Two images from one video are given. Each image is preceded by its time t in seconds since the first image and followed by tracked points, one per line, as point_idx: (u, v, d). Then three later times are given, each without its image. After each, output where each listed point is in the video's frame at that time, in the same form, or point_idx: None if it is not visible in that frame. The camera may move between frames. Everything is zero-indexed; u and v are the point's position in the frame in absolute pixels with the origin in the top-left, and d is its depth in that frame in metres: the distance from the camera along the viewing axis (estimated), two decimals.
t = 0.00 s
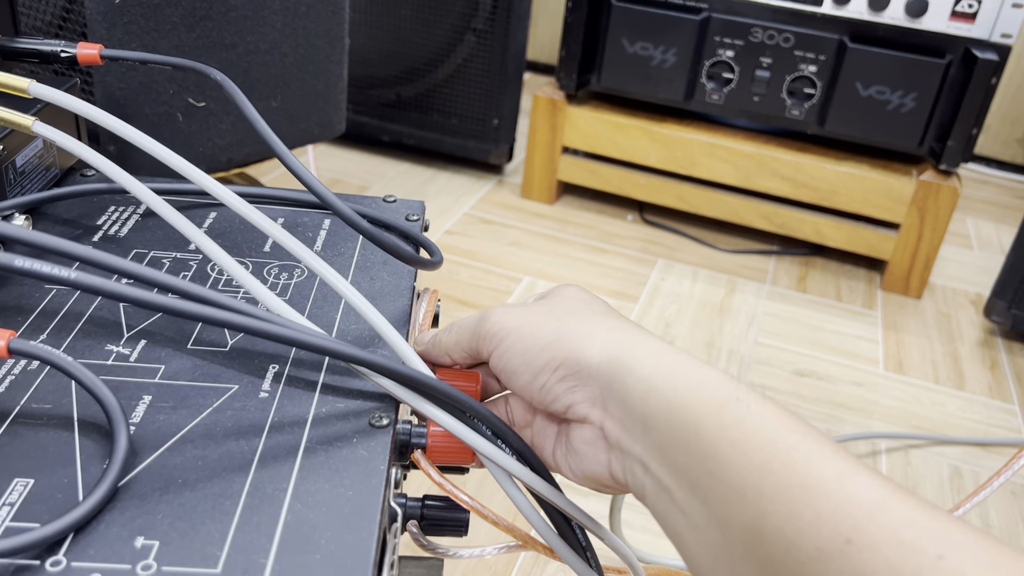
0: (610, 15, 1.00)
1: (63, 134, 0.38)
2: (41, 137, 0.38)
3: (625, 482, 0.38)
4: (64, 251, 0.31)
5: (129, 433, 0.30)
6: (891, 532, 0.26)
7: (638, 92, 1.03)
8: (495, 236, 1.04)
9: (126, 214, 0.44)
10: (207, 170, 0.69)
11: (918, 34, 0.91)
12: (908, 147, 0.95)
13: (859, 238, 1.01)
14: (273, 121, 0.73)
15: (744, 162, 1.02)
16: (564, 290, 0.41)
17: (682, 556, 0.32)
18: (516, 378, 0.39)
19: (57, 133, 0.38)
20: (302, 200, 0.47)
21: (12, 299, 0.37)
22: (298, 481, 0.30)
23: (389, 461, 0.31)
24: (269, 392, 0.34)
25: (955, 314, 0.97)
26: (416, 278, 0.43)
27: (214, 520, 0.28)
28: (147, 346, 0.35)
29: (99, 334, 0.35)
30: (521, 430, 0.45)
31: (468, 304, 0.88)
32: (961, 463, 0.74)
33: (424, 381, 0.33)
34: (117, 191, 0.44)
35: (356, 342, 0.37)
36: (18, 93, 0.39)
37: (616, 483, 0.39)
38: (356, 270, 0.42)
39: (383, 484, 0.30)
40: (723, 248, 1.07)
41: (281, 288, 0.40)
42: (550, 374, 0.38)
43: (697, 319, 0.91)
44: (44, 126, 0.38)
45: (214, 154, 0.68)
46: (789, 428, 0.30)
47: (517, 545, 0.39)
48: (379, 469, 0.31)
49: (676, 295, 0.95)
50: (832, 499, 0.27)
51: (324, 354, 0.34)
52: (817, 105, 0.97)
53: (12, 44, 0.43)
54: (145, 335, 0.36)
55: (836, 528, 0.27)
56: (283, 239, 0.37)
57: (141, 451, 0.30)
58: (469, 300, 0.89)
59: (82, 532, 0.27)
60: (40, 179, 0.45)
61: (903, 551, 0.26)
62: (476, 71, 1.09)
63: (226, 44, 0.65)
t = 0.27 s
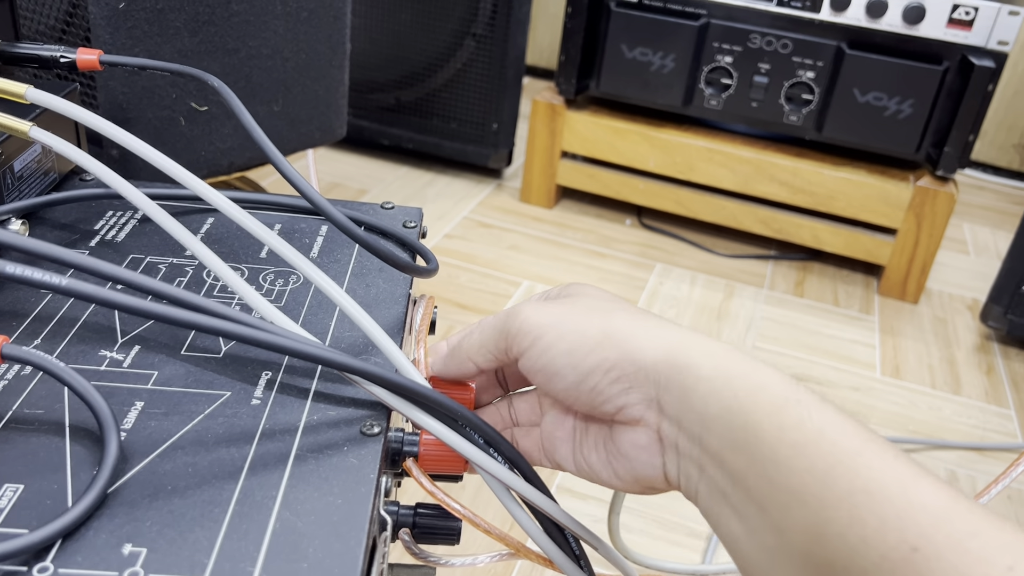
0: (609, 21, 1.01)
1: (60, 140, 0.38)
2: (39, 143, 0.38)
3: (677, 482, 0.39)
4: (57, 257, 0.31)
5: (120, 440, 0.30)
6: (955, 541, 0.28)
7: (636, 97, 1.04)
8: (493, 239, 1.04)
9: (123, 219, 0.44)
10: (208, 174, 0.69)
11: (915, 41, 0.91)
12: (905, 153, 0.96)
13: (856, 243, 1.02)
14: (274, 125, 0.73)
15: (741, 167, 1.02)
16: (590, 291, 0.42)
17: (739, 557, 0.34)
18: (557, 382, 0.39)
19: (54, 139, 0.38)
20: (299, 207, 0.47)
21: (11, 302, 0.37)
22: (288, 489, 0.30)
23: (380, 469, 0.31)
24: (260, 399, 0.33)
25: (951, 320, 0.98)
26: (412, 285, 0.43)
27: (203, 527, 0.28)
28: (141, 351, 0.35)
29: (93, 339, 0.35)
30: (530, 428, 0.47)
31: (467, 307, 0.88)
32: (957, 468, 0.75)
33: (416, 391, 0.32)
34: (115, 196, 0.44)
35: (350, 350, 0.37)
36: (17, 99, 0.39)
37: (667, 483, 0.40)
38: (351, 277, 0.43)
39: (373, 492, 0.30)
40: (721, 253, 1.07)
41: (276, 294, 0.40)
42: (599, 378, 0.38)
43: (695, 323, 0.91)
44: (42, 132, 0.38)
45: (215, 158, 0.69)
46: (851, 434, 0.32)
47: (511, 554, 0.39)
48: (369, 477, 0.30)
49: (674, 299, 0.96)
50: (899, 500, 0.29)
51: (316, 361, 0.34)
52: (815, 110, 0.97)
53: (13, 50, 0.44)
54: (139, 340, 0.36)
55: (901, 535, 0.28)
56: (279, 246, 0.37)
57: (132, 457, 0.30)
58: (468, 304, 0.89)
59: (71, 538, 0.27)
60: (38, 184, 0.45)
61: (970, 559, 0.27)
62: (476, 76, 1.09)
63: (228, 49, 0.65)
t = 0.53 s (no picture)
0: (607, 26, 1.01)
1: (62, 144, 0.38)
2: (40, 147, 0.39)
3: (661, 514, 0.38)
4: (59, 261, 0.31)
5: (121, 442, 0.30)
6: (935, 568, 0.27)
7: (634, 102, 1.04)
8: (491, 243, 1.04)
9: (123, 222, 0.45)
10: (207, 177, 0.69)
11: (911, 47, 0.92)
12: (901, 159, 0.96)
13: (852, 248, 1.02)
14: (273, 129, 0.74)
15: (738, 172, 1.02)
16: (566, 316, 0.41)
17: None
18: (532, 426, 0.39)
19: (55, 143, 0.38)
20: (298, 211, 0.47)
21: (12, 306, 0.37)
22: (289, 492, 0.30)
23: (379, 473, 0.31)
24: (261, 402, 0.34)
25: (947, 325, 0.98)
26: (411, 290, 0.43)
27: (204, 530, 0.28)
28: (141, 355, 0.35)
29: (94, 343, 0.35)
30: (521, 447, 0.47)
31: (464, 311, 0.89)
32: (953, 472, 0.75)
33: (417, 394, 0.33)
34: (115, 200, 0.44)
35: (350, 353, 0.37)
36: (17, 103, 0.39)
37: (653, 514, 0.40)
38: (351, 281, 0.43)
39: (373, 495, 0.30)
40: (718, 258, 1.08)
41: (276, 297, 0.41)
42: (569, 420, 0.37)
43: (692, 328, 0.92)
44: (43, 136, 0.38)
45: (215, 162, 0.69)
46: (825, 460, 0.31)
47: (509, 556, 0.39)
48: (369, 481, 0.31)
49: (671, 303, 0.96)
50: (870, 531, 0.28)
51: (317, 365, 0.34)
52: (812, 116, 0.98)
53: (13, 54, 0.44)
54: (140, 344, 0.36)
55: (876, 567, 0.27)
56: (279, 249, 0.37)
57: (133, 460, 0.30)
58: (465, 307, 0.89)
59: (73, 540, 0.27)
60: (38, 188, 0.45)
61: None
62: (474, 80, 1.09)
63: (227, 53, 0.65)
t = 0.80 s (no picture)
0: (604, 30, 1.01)
1: (55, 146, 0.38)
2: (33, 149, 0.38)
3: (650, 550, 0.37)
4: (52, 264, 0.31)
5: (113, 445, 0.30)
6: None
7: (631, 106, 1.04)
8: (487, 246, 1.04)
9: (117, 225, 0.44)
10: (202, 180, 0.69)
11: (907, 52, 0.92)
12: (897, 163, 0.97)
13: (848, 252, 1.02)
14: (269, 131, 0.74)
15: (734, 176, 1.03)
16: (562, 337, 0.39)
17: None
18: (522, 444, 0.37)
19: (49, 145, 0.38)
20: (293, 213, 0.47)
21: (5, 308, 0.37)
22: (281, 495, 0.30)
23: (372, 476, 0.31)
24: (254, 405, 0.33)
25: (942, 329, 0.98)
26: (405, 292, 0.43)
27: (195, 533, 0.28)
28: (134, 357, 0.35)
29: (86, 345, 0.35)
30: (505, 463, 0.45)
31: (460, 314, 0.89)
32: (948, 477, 0.75)
33: (410, 398, 0.33)
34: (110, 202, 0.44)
35: (343, 356, 0.37)
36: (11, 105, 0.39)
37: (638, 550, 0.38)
38: (345, 283, 0.43)
39: (365, 499, 0.30)
40: (714, 261, 1.08)
41: (270, 300, 0.41)
42: (559, 449, 0.36)
43: (688, 331, 0.92)
44: (37, 138, 0.38)
45: (211, 164, 0.69)
46: (814, 496, 0.31)
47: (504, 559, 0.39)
48: (361, 484, 0.31)
49: (667, 306, 0.96)
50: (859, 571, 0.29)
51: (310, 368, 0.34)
52: (808, 120, 0.98)
53: (7, 55, 0.44)
54: (133, 346, 0.36)
55: None
56: (272, 252, 0.37)
57: (125, 463, 0.30)
58: (461, 310, 0.89)
59: (64, 543, 0.27)
60: (32, 190, 0.45)
61: None
62: (471, 83, 1.10)
63: (224, 55, 0.65)
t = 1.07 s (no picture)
0: (603, 33, 1.02)
1: (57, 148, 0.38)
2: (35, 151, 0.38)
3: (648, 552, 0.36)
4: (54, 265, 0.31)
5: (116, 446, 0.30)
6: None
7: (630, 110, 1.04)
8: (486, 250, 1.04)
9: (118, 226, 0.44)
10: (202, 182, 0.69)
11: (905, 57, 0.92)
12: (896, 168, 0.97)
13: (846, 256, 1.02)
14: (268, 134, 0.74)
15: (733, 180, 1.03)
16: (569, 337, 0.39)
17: None
18: (525, 435, 0.36)
19: (51, 147, 0.38)
20: (294, 216, 0.47)
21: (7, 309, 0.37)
22: (283, 497, 0.30)
23: (374, 477, 0.31)
24: (256, 407, 0.34)
25: (940, 333, 0.98)
26: (405, 295, 0.43)
27: (198, 534, 0.28)
28: (136, 359, 0.35)
29: (88, 347, 0.35)
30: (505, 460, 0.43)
31: (459, 317, 0.89)
32: (945, 481, 0.75)
33: (410, 399, 0.33)
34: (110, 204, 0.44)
35: (344, 358, 0.37)
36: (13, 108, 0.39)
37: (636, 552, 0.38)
38: (346, 286, 0.43)
39: (367, 500, 0.30)
40: (713, 265, 1.08)
41: (271, 302, 0.41)
42: (561, 446, 0.35)
43: (686, 335, 0.92)
44: (39, 140, 0.38)
45: (211, 167, 0.69)
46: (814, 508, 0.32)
47: (503, 562, 0.39)
48: (363, 485, 0.31)
49: (666, 310, 0.96)
50: None
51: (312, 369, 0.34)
52: (807, 125, 0.98)
53: (8, 57, 0.44)
54: (134, 348, 0.36)
55: None
56: (274, 254, 0.37)
57: (127, 464, 0.30)
58: (460, 313, 0.89)
59: (67, 544, 0.27)
60: (33, 192, 0.45)
61: None
62: (470, 86, 1.10)
63: (224, 58, 0.65)
